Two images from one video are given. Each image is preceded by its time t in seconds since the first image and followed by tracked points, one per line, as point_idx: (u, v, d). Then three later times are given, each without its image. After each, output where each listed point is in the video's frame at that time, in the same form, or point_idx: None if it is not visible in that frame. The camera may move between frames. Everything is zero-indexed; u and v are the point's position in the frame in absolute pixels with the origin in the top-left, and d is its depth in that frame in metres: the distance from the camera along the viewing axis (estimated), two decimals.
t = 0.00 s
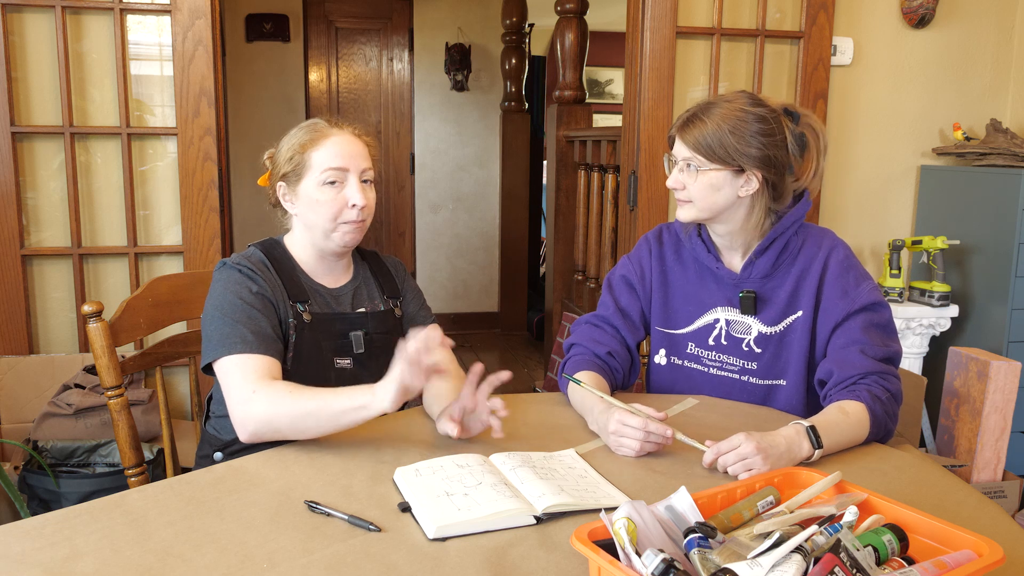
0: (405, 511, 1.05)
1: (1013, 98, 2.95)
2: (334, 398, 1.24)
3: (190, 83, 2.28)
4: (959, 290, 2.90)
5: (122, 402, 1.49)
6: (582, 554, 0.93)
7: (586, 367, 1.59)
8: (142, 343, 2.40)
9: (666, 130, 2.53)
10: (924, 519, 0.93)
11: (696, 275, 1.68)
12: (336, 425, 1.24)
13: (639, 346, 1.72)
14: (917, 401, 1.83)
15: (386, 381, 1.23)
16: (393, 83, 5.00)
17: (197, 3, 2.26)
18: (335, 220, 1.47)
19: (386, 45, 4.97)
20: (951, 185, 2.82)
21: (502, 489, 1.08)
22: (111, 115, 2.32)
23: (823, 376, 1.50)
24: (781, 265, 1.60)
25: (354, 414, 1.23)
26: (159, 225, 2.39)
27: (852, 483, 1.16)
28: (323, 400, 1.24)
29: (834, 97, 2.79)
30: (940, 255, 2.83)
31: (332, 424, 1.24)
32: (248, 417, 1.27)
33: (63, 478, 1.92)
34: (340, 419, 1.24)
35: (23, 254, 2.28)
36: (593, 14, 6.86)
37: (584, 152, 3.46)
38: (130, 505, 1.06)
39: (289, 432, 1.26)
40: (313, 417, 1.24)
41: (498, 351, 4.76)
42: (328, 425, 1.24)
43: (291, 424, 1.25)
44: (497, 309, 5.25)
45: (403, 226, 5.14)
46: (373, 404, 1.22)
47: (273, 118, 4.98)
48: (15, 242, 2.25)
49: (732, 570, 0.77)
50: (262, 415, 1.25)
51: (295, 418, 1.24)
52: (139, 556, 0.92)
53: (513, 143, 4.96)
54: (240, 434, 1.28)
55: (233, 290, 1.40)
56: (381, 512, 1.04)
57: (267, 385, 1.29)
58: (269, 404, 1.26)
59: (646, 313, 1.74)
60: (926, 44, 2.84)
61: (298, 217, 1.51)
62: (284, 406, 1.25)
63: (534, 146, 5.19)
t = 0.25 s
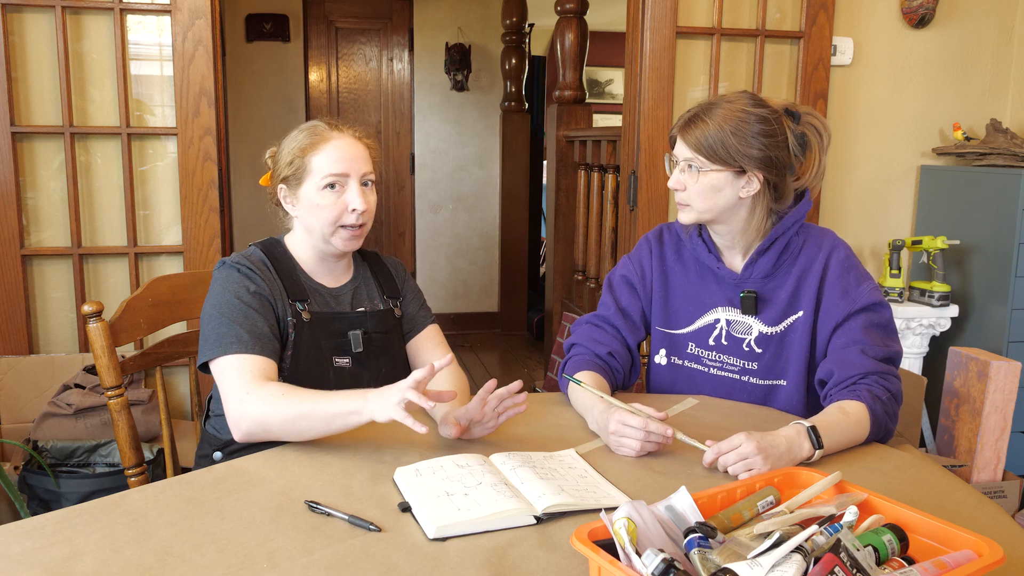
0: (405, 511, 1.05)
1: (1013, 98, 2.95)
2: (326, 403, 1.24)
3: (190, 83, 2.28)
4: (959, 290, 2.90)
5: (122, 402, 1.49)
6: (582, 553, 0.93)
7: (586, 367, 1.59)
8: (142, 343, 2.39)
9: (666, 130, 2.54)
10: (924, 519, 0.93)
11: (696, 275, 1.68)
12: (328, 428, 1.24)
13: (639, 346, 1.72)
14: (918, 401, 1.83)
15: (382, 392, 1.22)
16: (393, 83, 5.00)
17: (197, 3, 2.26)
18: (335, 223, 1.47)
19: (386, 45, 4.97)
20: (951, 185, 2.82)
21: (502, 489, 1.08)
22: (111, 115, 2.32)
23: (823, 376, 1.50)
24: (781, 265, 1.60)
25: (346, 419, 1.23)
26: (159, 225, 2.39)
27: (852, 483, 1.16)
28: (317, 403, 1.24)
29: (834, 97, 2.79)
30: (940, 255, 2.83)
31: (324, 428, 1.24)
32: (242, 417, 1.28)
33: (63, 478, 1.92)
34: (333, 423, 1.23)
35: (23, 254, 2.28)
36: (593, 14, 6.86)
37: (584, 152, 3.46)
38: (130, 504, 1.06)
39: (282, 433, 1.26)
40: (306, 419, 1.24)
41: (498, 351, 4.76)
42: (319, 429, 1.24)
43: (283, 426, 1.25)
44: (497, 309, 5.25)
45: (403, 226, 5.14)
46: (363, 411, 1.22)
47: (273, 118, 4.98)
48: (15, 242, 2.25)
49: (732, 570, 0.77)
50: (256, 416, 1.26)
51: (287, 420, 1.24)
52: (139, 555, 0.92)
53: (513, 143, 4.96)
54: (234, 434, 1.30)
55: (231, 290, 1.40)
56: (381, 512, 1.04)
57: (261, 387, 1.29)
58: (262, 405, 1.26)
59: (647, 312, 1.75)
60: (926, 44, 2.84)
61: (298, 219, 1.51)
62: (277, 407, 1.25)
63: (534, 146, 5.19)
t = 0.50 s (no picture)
0: (405, 511, 1.05)
1: (1013, 98, 2.95)
2: (329, 404, 1.24)
3: (190, 83, 2.28)
4: (959, 290, 2.90)
5: (122, 402, 1.49)
6: (582, 553, 0.93)
7: (586, 367, 1.59)
8: (142, 343, 2.39)
9: (666, 130, 2.54)
10: (924, 519, 0.93)
11: (696, 275, 1.68)
12: (330, 429, 1.24)
13: (639, 346, 1.72)
14: (917, 401, 1.83)
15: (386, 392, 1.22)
16: (393, 83, 5.00)
17: (197, 3, 2.26)
18: (332, 224, 1.47)
19: (386, 45, 4.97)
20: (951, 185, 2.82)
21: (502, 490, 1.08)
22: (111, 115, 2.32)
23: (823, 376, 1.50)
24: (781, 265, 1.60)
25: (348, 420, 1.23)
26: (159, 225, 2.39)
27: (853, 483, 1.16)
28: (317, 403, 1.24)
29: (834, 97, 2.79)
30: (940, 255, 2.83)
31: (326, 429, 1.24)
32: (243, 418, 1.27)
33: (63, 478, 1.92)
34: (334, 424, 1.23)
35: (23, 254, 2.28)
36: (593, 14, 6.86)
37: (584, 152, 3.45)
38: (130, 504, 1.06)
39: (282, 434, 1.26)
40: (306, 420, 1.24)
41: (498, 351, 4.76)
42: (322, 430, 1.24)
43: (284, 427, 1.25)
44: (497, 309, 5.25)
45: (403, 226, 5.14)
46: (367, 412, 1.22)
47: (273, 118, 4.98)
48: (15, 242, 2.25)
49: (732, 570, 0.77)
50: (257, 417, 1.26)
51: (288, 422, 1.24)
52: (139, 555, 0.92)
53: (513, 143, 4.97)
54: (237, 435, 1.29)
55: (230, 291, 1.40)
56: (381, 512, 1.04)
57: (262, 387, 1.29)
58: (264, 406, 1.26)
59: (647, 313, 1.74)
60: (926, 44, 2.84)
61: (296, 219, 1.51)
62: (278, 408, 1.25)
63: (534, 146, 5.19)
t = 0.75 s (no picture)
0: (405, 511, 1.05)
1: (1013, 98, 2.95)
2: (323, 406, 1.24)
3: (190, 83, 2.28)
4: (959, 290, 2.90)
5: (122, 402, 1.49)
6: (582, 553, 0.93)
7: (586, 367, 1.59)
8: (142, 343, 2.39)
9: (666, 130, 2.54)
10: (924, 519, 0.93)
11: (696, 275, 1.68)
12: (325, 431, 1.24)
13: (639, 346, 1.72)
14: (917, 401, 1.83)
15: (382, 398, 1.22)
16: (393, 83, 5.00)
17: (197, 3, 2.26)
18: (336, 225, 1.47)
19: (386, 45, 4.97)
20: (951, 185, 2.82)
21: (502, 490, 1.08)
22: (111, 115, 2.32)
23: (823, 376, 1.50)
24: (781, 265, 1.60)
25: (343, 423, 1.23)
26: (159, 225, 2.39)
27: (853, 483, 1.16)
28: (313, 405, 1.24)
29: (834, 97, 2.79)
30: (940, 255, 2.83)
31: (320, 431, 1.24)
32: (239, 418, 1.28)
33: (63, 478, 1.92)
34: (330, 427, 1.23)
35: (23, 254, 2.28)
36: (593, 14, 6.85)
37: (584, 152, 3.45)
38: (130, 505, 1.06)
39: (278, 435, 1.26)
40: (302, 423, 1.24)
41: (498, 351, 4.76)
42: (315, 432, 1.24)
43: (279, 428, 1.25)
44: (497, 309, 5.25)
45: (403, 226, 5.14)
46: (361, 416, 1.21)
47: (273, 118, 4.97)
48: (15, 242, 2.25)
49: (732, 570, 0.77)
50: (252, 416, 1.26)
51: (282, 422, 1.24)
52: (139, 555, 0.92)
53: (513, 143, 4.97)
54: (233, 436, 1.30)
55: (230, 290, 1.40)
56: (381, 512, 1.04)
57: (260, 387, 1.29)
58: (259, 406, 1.26)
59: (647, 313, 1.74)
60: (926, 44, 2.84)
61: (299, 219, 1.51)
62: (273, 410, 1.25)
63: (534, 146, 5.19)
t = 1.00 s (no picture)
0: (405, 511, 1.05)
1: (1013, 98, 2.95)
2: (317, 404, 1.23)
3: (190, 83, 2.28)
4: (959, 290, 2.90)
5: (122, 402, 1.49)
6: (582, 554, 0.93)
7: (586, 367, 1.59)
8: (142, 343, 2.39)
9: (666, 130, 2.54)
10: (924, 519, 0.93)
11: (696, 275, 1.68)
12: (320, 430, 1.23)
13: (639, 346, 1.72)
14: (917, 401, 1.83)
15: (377, 400, 1.19)
16: (393, 83, 5.00)
17: (197, 3, 2.26)
18: (329, 222, 1.47)
19: (386, 45, 4.98)
20: (951, 185, 2.82)
21: (502, 489, 1.08)
22: (111, 115, 2.32)
23: (823, 376, 1.50)
24: (781, 265, 1.60)
25: (338, 422, 1.22)
26: (159, 225, 2.39)
27: (853, 483, 1.16)
28: (306, 404, 1.23)
29: (834, 97, 2.79)
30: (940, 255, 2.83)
31: (316, 430, 1.23)
32: (234, 416, 1.28)
33: (63, 478, 1.92)
34: (325, 426, 1.22)
35: (23, 254, 2.28)
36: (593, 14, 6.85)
37: (584, 152, 3.45)
38: (130, 505, 1.06)
39: (273, 434, 1.26)
40: (296, 422, 1.23)
41: (498, 351, 4.76)
42: (310, 430, 1.23)
43: (274, 426, 1.25)
44: (497, 309, 5.25)
45: (403, 226, 5.14)
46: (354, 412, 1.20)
47: (273, 118, 4.97)
48: (15, 242, 2.25)
49: (732, 570, 0.77)
50: (247, 415, 1.26)
51: (277, 420, 1.24)
52: (139, 555, 0.92)
53: (513, 143, 4.97)
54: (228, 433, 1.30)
55: (228, 289, 1.41)
56: (381, 512, 1.04)
57: (255, 386, 1.29)
58: (254, 405, 1.26)
59: (647, 313, 1.74)
60: (926, 44, 2.84)
61: (293, 218, 1.52)
62: (267, 408, 1.25)
63: (534, 146, 5.19)
